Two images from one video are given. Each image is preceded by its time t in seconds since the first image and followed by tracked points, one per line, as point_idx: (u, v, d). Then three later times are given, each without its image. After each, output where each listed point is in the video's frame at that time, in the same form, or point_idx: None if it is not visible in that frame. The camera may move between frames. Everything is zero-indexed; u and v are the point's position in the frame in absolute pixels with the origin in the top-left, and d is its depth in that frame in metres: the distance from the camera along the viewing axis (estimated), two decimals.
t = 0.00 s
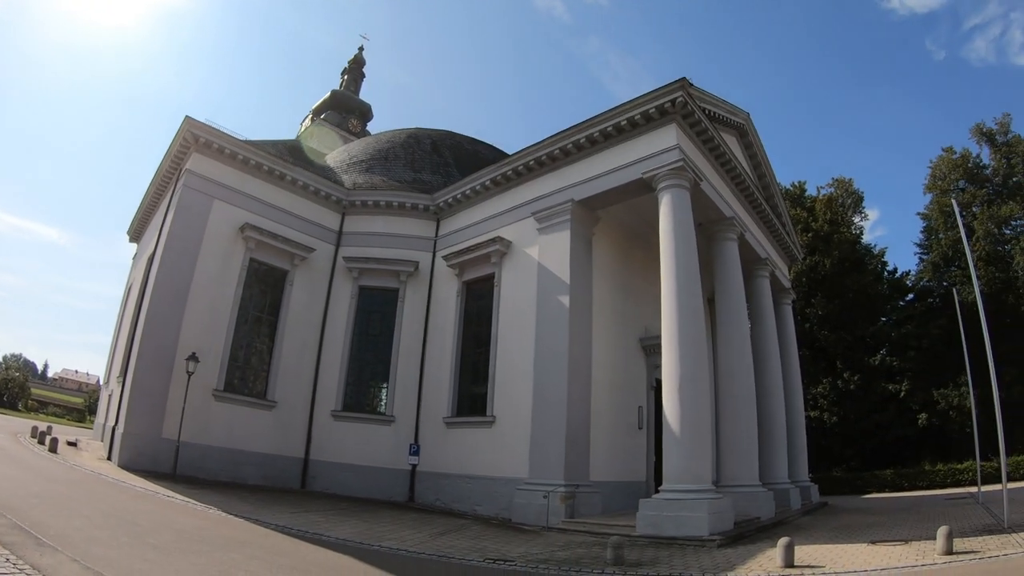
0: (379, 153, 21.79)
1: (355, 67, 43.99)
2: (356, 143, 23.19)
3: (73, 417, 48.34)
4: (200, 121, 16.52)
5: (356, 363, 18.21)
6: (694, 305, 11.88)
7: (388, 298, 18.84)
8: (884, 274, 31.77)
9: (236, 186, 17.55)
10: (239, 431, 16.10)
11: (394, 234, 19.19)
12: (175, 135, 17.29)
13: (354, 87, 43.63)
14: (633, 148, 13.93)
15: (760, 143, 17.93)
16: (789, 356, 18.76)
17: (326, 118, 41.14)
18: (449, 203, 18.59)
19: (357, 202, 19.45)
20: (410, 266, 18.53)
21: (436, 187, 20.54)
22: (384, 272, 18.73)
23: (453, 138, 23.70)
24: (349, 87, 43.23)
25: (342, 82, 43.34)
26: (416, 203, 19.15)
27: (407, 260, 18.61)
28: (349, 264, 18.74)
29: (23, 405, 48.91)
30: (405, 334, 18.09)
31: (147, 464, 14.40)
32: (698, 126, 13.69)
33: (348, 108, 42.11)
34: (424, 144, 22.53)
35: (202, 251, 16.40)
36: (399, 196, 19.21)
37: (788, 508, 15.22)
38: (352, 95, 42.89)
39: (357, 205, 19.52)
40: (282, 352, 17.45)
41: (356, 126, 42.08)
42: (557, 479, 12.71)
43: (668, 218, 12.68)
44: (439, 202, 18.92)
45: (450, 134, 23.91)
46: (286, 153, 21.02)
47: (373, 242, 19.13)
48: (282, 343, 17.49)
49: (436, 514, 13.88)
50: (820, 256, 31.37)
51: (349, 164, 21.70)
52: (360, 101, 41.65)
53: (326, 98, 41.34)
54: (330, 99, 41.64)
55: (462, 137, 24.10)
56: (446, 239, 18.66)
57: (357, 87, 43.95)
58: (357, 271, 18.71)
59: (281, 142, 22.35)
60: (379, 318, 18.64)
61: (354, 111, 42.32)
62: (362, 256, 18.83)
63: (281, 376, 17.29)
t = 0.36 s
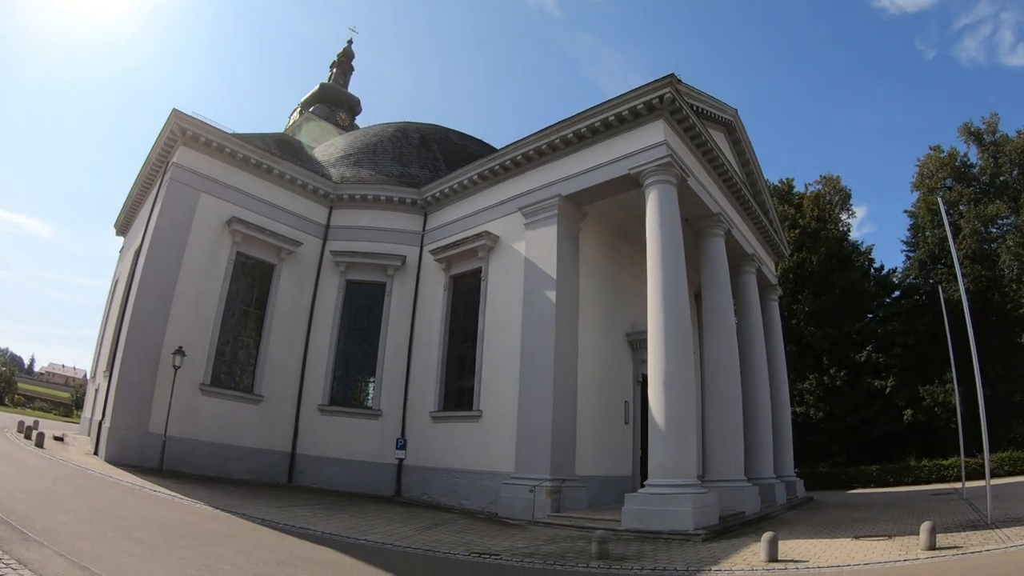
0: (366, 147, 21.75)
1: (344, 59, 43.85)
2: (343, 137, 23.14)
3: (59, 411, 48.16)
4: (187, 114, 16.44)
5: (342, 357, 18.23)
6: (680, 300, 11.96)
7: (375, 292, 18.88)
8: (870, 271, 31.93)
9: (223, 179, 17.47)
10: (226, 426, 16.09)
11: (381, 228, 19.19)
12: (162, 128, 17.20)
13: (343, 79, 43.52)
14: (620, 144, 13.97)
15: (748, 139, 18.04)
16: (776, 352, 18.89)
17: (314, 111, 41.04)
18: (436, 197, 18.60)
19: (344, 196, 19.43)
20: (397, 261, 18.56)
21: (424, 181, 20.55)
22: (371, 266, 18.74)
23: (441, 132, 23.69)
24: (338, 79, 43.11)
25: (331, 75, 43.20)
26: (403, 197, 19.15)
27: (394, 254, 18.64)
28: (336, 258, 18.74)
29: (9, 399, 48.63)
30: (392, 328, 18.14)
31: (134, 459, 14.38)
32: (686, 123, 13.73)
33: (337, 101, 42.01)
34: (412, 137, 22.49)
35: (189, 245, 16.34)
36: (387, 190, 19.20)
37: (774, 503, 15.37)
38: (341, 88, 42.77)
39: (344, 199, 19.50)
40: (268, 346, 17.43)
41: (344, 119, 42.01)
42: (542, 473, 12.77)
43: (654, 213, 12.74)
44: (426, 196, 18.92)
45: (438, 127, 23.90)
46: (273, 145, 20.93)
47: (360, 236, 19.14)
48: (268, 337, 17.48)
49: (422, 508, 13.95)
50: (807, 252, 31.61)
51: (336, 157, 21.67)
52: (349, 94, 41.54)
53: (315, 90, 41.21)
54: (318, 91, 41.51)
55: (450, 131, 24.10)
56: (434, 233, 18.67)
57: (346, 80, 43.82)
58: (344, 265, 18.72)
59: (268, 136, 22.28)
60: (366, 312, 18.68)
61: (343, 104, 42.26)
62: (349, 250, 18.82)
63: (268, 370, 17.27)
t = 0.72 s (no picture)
0: (346, 140, 21.72)
1: (325, 52, 43.62)
2: (323, 129, 23.10)
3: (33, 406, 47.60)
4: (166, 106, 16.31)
5: (321, 352, 18.22)
6: (659, 295, 12.06)
7: (354, 286, 18.88)
8: (848, 268, 32.42)
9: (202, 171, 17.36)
10: (205, 421, 16.03)
11: (360, 222, 19.18)
12: (141, 120, 17.05)
13: (324, 72, 43.31)
14: (600, 139, 14.04)
15: (728, 136, 18.22)
16: (753, 347, 19.10)
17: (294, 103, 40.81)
18: (415, 190, 18.60)
19: (323, 189, 19.37)
20: (375, 255, 18.58)
21: (404, 175, 20.54)
22: (350, 260, 18.74)
23: (422, 126, 23.69)
24: (319, 72, 42.91)
25: (311, 67, 42.97)
26: (383, 190, 19.14)
27: (373, 248, 18.65)
28: (315, 252, 18.72)
29: None
30: (371, 322, 18.15)
31: (112, 454, 14.29)
32: (665, 119, 13.83)
33: (317, 94, 41.82)
34: (392, 131, 22.47)
35: (167, 238, 16.23)
36: (366, 183, 19.18)
37: (751, 497, 15.56)
38: (322, 80, 42.59)
39: (323, 191, 19.45)
40: (247, 339, 17.37)
41: (325, 112, 41.85)
42: (521, 468, 12.84)
43: (633, 208, 12.83)
44: (406, 190, 18.91)
45: (418, 121, 23.89)
46: (252, 138, 20.82)
47: (338, 230, 19.12)
48: (247, 331, 17.42)
49: (401, 502, 13.99)
50: (785, 248, 31.96)
51: (316, 151, 21.62)
52: (330, 87, 41.38)
53: (295, 83, 40.99)
54: (298, 84, 41.26)
55: (430, 125, 24.10)
56: (413, 226, 18.67)
57: (327, 73, 43.62)
58: (322, 259, 18.71)
59: (247, 128, 22.14)
60: (345, 306, 18.68)
61: (323, 96, 42.00)
62: (328, 244, 18.80)
63: (247, 364, 17.21)
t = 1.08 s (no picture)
0: (325, 135, 21.68)
1: (306, 45, 43.39)
2: (302, 123, 23.04)
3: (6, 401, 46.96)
4: (143, 98, 16.17)
5: (298, 347, 18.16)
6: (637, 292, 12.17)
7: (332, 281, 18.85)
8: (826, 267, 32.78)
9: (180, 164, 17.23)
10: (182, 417, 15.95)
11: (338, 216, 19.15)
12: (118, 112, 16.89)
13: (304, 65, 43.09)
14: (578, 135, 14.11)
15: (706, 134, 18.39)
16: (731, 344, 19.30)
17: (274, 96, 40.60)
18: (394, 185, 18.57)
19: (302, 182, 19.30)
20: (353, 250, 18.56)
21: (383, 169, 20.52)
22: (328, 255, 18.71)
23: (401, 120, 23.66)
24: (299, 66, 42.69)
25: (292, 60, 42.74)
26: (361, 184, 19.12)
27: (352, 243, 18.63)
28: (293, 246, 18.67)
29: None
30: (348, 317, 18.14)
31: (88, 450, 14.18)
32: (645, 116, 13.92)
33: (298, 87, 41.62)
34: (372, 126, 22.42)
35: (144, 231, 16.11)
36: (345, 178, 19.16)
37: (728, 492, 15.75)
38: (302, 73, 42.39)
39: (302, 185, 19.38)
40: (224, 334, 17.29)
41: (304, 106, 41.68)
42: (499, 463, 12.91)
43: (611, 205, 12.92)
44: (385, 184, 18.89)
45: (397, 115, 23.86)
46: (230, 132, 20.69)
47: (316, 224, 19.08)
48: (224, 325, 17.34)
49: (378, 498, 14.01)
50: (763, 246, 32.31)
51: (294, 145, 21.55)
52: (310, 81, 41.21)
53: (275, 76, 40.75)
54: (278, 77, 41.00)
55: (410, 119, 24.08)
56: (392, 221, 18.64)
57: (308, 66, 43.40)
58: (300, 253, 18.66)
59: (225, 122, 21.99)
60: (323, 301, 18.64)
61: (303, 90, 41.84)
62: (305, 238, 18.74)
63: (224, 360, 17.14)
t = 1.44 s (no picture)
0: (307, 129, 21.60)
1: (291, 38, 43.19)
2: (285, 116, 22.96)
3: None
4: (126, 91, 16.05)
5: (280, 343, 18.11)
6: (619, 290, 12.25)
7: (314, 276, 18.82)
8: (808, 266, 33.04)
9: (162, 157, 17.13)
10: (163, 412, 15.88)
11: (321, 211, 19.11)
12: (99, 104, 16.75)
13: (289, 59, 42.89)
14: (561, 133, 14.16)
15: (690, 132, 18.52)
16: (712, 342, 19.48)
17: (258, 89, 40.43)
18: (377, 180, 18.55)
19: (285, 177, 19.23)
20: (336, 245, 18.52)
21: (367, 164, 20.49)
22: (311, 250, 18.67)
23: (385, 115, 23.63)
24: (284, 59, 42.48)
25: (277, 54, 42.53)
26: (345, 179, 19.09)
27: (335, 238, 18.60)
28: (275, 241, 18.62)
29: None
30: (330, 312, 18.12)
31: (68, 446, 14.09)
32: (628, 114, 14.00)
33: (282, 81, 41.44)
34: (356, 120, 22.37)
35: (126, 225, 16.01)
36: (328, 172, 19.11)
37: (710, 489, 15.90)
38: (287, 67, 42.20)
39: (285, 180, 19.30)
40: (205, 329, 17.21)
41: (288, 99, 41.52)
42: (480, 459, 12.97)
43: (593, 203, 12.99)
44: (368, 179, 18.86)
45: (381, 110, 23.81)
46: (213, 125, 20.57)
47: (297, 219, 19.01)
48: (206, 320, 17.26)
49: (360, 494, 14.04)
50: (745, 245, 32.48)
51: (276, 138, 21.46)
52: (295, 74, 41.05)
53: (259, 69, 40.53)
54: (263, 70, 40.78)
55: (394, 114, 24.05)
56: (376, 217, 18.62)
57: (292, 60, 43.22)
58: (282, 248, 18.61)
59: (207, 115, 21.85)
60: (305, 296, 18.60)
61: (287, 83, 41.71)
62: (287, 233, 18.68)
63: (206, 355, 17.08)
